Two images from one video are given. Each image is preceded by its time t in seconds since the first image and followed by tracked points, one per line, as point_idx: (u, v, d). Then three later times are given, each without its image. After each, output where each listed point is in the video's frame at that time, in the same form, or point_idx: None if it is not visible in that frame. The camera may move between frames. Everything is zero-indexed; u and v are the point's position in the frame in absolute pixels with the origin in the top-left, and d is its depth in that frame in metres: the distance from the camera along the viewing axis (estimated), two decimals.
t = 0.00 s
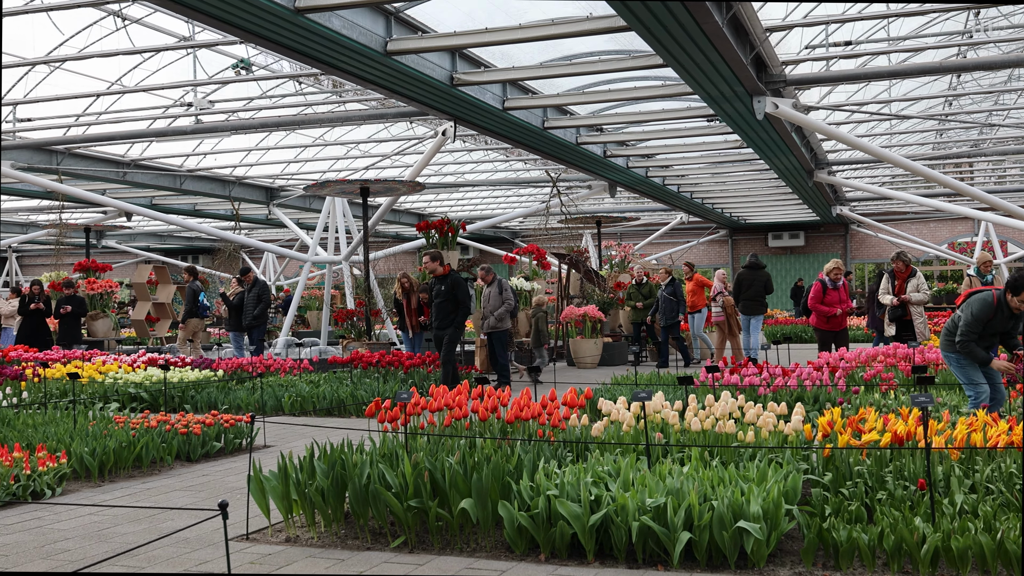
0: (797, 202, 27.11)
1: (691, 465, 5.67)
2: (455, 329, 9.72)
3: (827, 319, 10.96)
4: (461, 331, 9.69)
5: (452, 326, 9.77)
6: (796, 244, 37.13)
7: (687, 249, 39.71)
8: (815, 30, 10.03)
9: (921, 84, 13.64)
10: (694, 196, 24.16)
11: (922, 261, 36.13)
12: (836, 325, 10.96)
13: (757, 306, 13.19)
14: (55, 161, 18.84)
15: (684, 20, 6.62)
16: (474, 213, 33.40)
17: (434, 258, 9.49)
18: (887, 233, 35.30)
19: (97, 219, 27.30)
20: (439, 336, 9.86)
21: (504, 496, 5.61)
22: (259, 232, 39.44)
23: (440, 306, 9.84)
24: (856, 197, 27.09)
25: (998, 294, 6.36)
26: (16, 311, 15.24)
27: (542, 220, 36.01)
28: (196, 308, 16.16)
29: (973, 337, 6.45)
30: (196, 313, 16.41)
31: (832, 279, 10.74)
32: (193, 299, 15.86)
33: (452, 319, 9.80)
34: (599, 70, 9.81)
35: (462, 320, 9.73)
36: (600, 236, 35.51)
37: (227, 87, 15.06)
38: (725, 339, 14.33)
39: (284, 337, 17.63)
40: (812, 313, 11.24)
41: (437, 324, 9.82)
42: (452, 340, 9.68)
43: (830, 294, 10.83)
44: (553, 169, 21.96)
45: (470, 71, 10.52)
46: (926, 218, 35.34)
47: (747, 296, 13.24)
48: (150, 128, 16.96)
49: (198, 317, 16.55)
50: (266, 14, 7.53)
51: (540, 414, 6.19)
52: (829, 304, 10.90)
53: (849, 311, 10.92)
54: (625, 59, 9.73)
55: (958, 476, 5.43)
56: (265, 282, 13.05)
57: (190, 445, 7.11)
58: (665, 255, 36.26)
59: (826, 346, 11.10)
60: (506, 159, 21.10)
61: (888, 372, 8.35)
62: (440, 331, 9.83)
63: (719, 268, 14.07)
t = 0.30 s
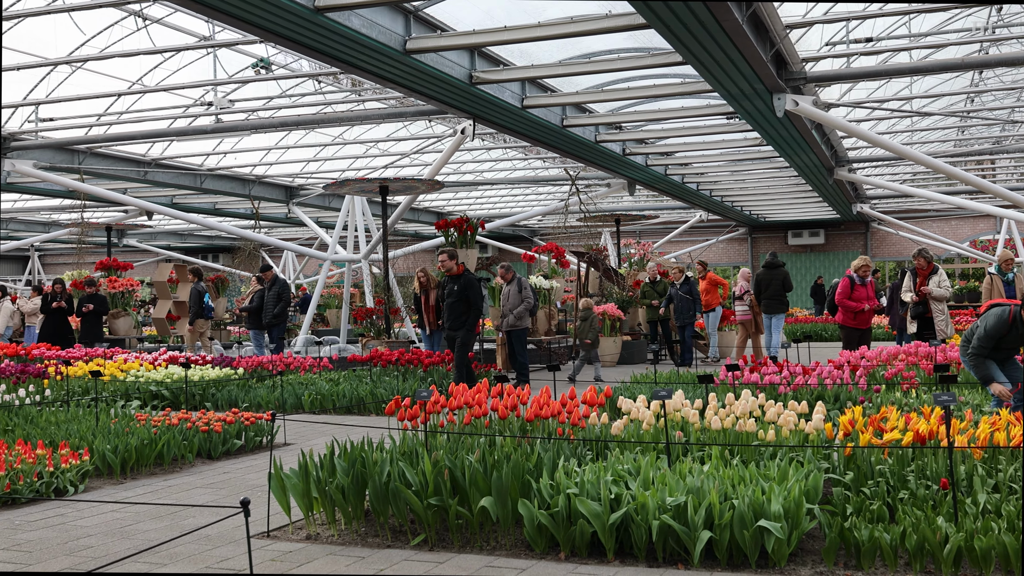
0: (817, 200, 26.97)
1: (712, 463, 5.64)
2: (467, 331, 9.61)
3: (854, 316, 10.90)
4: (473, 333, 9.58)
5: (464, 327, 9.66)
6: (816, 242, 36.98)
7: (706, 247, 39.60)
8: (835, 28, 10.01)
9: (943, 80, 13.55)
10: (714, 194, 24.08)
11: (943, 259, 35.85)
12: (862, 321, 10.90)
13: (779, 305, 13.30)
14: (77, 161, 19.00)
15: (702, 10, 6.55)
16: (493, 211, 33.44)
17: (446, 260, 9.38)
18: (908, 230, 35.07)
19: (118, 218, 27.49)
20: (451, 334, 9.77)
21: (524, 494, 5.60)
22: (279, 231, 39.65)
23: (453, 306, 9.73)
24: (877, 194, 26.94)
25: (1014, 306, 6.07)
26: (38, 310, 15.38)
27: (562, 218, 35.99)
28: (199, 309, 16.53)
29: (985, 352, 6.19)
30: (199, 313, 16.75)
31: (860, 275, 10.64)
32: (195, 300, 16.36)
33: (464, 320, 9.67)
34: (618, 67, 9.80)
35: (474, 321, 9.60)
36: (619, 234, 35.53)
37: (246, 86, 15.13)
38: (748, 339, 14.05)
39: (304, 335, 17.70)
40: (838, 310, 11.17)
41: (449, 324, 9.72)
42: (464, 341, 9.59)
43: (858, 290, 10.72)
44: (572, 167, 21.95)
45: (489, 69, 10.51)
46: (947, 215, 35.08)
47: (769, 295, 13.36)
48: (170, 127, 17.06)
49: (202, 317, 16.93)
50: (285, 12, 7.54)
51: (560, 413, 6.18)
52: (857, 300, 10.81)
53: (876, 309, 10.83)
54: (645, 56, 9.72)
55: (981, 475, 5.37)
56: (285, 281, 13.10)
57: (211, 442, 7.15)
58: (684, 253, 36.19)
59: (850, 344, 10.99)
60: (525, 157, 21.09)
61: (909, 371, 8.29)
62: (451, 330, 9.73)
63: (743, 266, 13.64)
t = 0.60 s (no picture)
0: (837, 199, 26.82)
1: (732, 463, 5.62)
2: (482, 327, 9.47)
3: (881, 314, 10.82)
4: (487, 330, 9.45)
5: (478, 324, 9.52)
6: (836, 240, 36.82)
7: (726, 246, 39.46)
8: (856, 25, 9.95)
9: (966, 77, 13.45)
10: (733, 192, 23.99)
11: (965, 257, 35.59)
12: (889, 320, 10.83)
13: (800, 302, 13.12)
14: (98, 161, 19.16)
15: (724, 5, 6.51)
16: (513, 210, 33.47)
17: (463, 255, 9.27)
18: (930, 229, 34.84)
19: (139, 217, 27.67)
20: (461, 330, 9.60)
21: (544, 493, 5.60)
22: (298, 230, 39.81)
23: (467, 303, 9.56)
24: (898, 191, 26.79)
25: None
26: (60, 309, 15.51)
27: (581, 217, 35.97)
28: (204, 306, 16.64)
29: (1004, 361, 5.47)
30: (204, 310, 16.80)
31: (893, 273, 10.60)
32: (200, 296, 16.31)
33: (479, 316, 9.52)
34: (637, 66, 9.80)
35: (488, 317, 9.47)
36: (638, 233, 35.48)
37: (266, 86, 15.20)
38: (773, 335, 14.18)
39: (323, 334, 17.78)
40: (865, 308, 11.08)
41: (463, 320, 9.54)
42: (478, 338, 9.46)
43: (889, 289, 10.63)
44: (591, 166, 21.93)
45: (508, 68, 10.52)
46: (969, 213, 34.84)
47: (789, 293, 13.17)
48: (190, 127, 17.16)
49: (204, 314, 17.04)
50: (306, 12, 7.57)
51: (579, 412, 6.17)
52: (886, 299, 10.71)
53: (905, 309, 10.77)
54: (664, 54, 9.72)
55: (1005, 475, 5.31)
56: (305, 279, 13.19)
57: (231, 441, 7.19)
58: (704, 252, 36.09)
59: (875, 342, 10.96)
60: (543, 156, 21.09)
61: (931, 370, 8.23)
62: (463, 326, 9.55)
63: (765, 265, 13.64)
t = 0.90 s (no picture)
0: (858, 197, 26.66)
1: (752, 462, 5.60)
2: (501, 325, 9.46)
3: (907, 313, 10.75)
4: (505, 327, 9.47)
5: (496, 321, 9.49)
6: (856, 239, 36.62)
7: (745, 245, 39.32)
8: (877, 22, 9.88)
9: (988, 74, 13.33)
10: (753, 191, 23.89)
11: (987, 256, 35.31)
12: (914, 319, 10.76)
13: (823, 300, 13.10)
14: (119, 161, 19.31)
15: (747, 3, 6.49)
16: (531, 209, 33.48)
17: (484, 253, 9.30)
18: (951, 227, 34.60)
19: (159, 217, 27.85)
20: (476, 328, 9.54)
21: (563, 492, 5.59)
22: (317, 229, 39.97)
23: (484, 301, 9.49)
24: (919, 189, 26.60)
25: None
26: (80, 308, 15.63)
27: (600, 217, 35.96)
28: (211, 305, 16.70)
29: None
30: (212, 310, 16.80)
31: (921, 273, 10.55)
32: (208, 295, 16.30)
33: (498, 314, 9.48)
34: (656, 64, 9.79)
35: (506, 315, 9.47)
36: (656, 232, 35.39)
37: (284, 85, 15.26)
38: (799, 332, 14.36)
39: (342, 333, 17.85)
40: (890, 306, 11.01)
41: (480, 319, 9.47)
42: (496, 336, 9.46)
43: (916, 289, 10.60)
44: (609, 164, 21.90)
45: (527, 67, 10.52)
46: (991, 211, 34.57)
47: (813, 291, 13.13)
48: (210, 126, 17.26)
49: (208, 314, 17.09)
50: (325, 12, 7.59)
51: (599, 411, 6.15)
52: (913, 298, 10.67)
53: (931, 308, 10.70)
54: (683, 52, 9.69)
55: None
56: (324, 278, 13.25)
57: (251, 439, 7.22)
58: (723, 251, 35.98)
59: (901, 342, 10.89)
60: (562, 155, 21.08)
61: (952, 370, 8.16)
62: (480, 325, 9.49)
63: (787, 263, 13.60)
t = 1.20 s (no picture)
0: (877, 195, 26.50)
1: (771, 462, 5.58)
2: (521, 325, 9.45)
3: (930, 312, 10.74)
4: (523, 326, 9.47)
5: (515, 321, 9.46)
6: (876, 238, 36.44)
7: (763, 244, 39.18)
8: (897, 19, 9.79)
9: (1009, 72, 13.22)
10: (771, 189, 23.79)
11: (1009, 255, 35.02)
12: (938, 319, 10.74)
13: (852, 300, 13.10)
14: (139, 160, 19.56)
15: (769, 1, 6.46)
16: (549, 208, 33.47)
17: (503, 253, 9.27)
18: (972, 226, 34.36)
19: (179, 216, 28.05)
20: (493, 328, 9.46)
21: (582, 491, 5.59)
22: (336, 229, 40.13)
23: (503, 302, 9.43)
24: (939, 188, 26.41)
25: None
26: (100, 308, 15.75)
27: (617, 216, 35.93)
28: (220, 305, 16.63)
29: None
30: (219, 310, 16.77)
31: (944, 272, 10.52)
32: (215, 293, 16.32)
33: (517, 314, 9.45)
34: (674, 63, 9.77)
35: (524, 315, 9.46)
36: (674, 231, 35.29)
37: (302, 85, 15.31)
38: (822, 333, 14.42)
39: (361, 332, 17.90)
40: (914, 305, 11.00)
41: (499, 319, 9.39)
42: (516, 336, 9.45)
43: (939, 288, 10.59)
44: (626, 164, 21.87)
45: (545, 66, 10.52)
46: (1013, 210, 34.29)
47: (841, 292, 13.15)
48: (229, 126, 17.34)
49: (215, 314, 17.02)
50: (343, 12, 7.62)
51: (617, 410, 6.12)
52: (936, 296, 10.66)
53: (955, 307, 10.65)
54: (701, 51, 9.65)
55: None
56: (341, 277, 13.29)
57: (271, 438, 7.25)
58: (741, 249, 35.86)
59: (929, 340, 10.83)
60: (580, 154, 21.06)
61: (973, 369, 8.10)
62: (498, 326, 9.42)
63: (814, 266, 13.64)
